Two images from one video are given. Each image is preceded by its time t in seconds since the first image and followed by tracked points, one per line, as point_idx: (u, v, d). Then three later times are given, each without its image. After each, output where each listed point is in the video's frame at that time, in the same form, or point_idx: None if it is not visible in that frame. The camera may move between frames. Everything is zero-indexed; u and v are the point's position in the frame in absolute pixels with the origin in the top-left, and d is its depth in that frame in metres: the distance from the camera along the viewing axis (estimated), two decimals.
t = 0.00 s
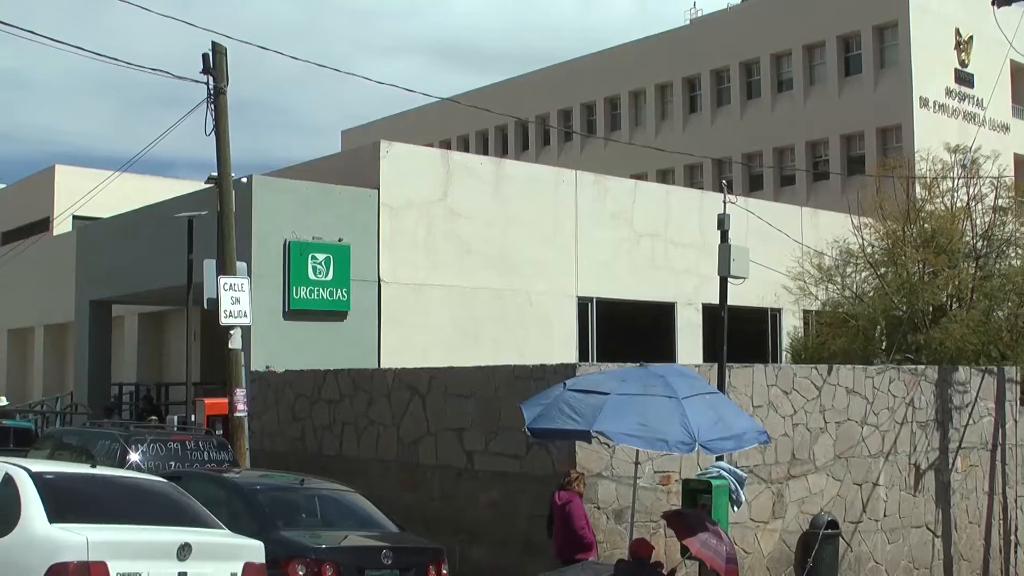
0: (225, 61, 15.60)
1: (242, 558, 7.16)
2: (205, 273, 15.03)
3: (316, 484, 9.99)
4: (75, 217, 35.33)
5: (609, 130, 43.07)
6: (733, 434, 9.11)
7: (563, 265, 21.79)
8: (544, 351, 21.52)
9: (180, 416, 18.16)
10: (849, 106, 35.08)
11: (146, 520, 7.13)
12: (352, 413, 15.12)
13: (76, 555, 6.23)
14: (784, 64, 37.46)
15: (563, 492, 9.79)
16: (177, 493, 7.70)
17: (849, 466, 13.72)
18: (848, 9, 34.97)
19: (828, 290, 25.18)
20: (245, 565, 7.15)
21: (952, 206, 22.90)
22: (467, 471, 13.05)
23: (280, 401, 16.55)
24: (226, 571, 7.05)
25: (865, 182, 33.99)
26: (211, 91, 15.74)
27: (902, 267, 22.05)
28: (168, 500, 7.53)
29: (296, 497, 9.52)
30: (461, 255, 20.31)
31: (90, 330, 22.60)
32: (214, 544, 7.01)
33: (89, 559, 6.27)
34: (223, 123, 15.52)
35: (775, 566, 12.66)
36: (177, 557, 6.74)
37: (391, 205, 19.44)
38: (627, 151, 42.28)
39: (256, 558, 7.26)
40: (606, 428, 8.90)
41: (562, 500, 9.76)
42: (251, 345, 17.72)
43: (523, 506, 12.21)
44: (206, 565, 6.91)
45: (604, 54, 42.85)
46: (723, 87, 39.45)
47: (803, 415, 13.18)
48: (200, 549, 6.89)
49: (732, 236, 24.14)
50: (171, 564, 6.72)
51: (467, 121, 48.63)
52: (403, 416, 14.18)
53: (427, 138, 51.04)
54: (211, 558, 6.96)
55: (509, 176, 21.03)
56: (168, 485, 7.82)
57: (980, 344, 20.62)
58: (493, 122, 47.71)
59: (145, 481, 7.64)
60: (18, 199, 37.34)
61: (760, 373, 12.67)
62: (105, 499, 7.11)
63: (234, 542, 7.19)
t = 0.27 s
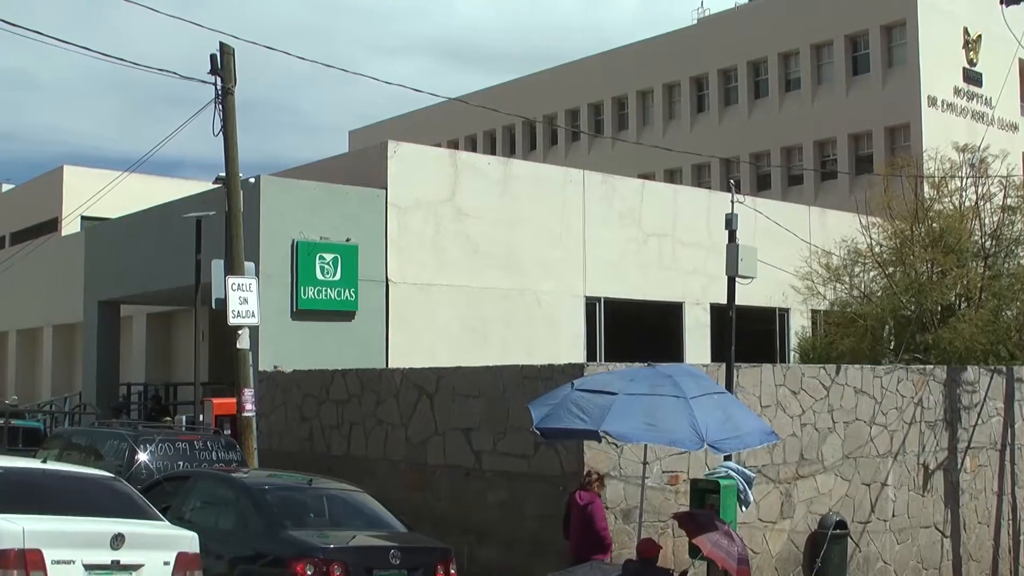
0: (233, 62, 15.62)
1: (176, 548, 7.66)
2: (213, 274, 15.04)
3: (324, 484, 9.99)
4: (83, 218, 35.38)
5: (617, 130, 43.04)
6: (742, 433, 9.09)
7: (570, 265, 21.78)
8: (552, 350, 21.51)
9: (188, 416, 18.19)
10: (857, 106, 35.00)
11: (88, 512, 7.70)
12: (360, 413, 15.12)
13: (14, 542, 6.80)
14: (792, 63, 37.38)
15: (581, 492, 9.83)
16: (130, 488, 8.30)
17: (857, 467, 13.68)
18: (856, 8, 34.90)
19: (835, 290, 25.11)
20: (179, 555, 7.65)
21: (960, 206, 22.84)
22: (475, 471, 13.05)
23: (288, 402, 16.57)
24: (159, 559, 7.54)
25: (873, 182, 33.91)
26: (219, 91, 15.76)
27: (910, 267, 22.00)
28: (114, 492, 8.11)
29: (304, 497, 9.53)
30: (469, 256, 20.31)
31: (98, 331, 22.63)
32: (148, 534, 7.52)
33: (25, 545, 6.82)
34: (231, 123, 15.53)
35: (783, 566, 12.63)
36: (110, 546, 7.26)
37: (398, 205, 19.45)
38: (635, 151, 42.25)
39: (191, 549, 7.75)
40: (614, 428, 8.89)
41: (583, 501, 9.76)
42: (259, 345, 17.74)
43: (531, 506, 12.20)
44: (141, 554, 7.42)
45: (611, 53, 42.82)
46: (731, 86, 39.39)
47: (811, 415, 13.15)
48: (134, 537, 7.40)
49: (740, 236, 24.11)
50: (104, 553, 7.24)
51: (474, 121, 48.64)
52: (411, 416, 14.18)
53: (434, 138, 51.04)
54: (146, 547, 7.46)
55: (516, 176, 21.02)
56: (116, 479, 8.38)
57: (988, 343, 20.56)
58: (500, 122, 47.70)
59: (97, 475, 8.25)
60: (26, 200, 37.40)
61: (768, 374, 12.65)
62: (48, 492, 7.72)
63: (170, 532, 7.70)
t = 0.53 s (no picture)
0: (245, 63, 15.65)
1: (123, 537, 7.78)
2: (225, 274, 15.07)
3: (336, 484, 10.00)
4: (96, 219, 35.49)
5: (628, 130, 43.01)
6: (754, 432, 9.06)
7: (582, 265, 21.77)
8: (564, 350, 21.50)
9: (200, 416, 18.21)
10: (869, 105, 34.91)
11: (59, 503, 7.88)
12: (371, 413, 15.13)
13: None
14: (804, 62, 37.28)
15: (601, 493, 9.90)
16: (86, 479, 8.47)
17: (870, 467, 13.64)
18: (868, 6, 34.78)
19: (848, 290, 25.00)
20: (126, 544, 7.78)
21: (972, 205, 22.76)
22: (487, 471, 13.04)
23: (300, 402, 16.60)
24: (105, 547, 7.67)
25: (885, 181, 33.79)
26: (230, 92, 15.80)
27: (923, 267, 21.92)
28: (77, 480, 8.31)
29: (316, 497, 9.54)
30: (480, 256, 20.31)
31: (111, 331, 22.68)
32: (96, 521, 7.67)
33: None
34: (243, 124, 15.56)
35: (796, 567, 12.59)
36: (56, 535, 7.40)
37: (409, 205, 19.46)
38: (647, 151, 42.22)
39: (139, 537, 7.88)
40: (625, 429, 8.87)
41: (605, 503, 9.77)
42: (271, 345, 17.77)
43: (542, 506, 12.18)
44: (88, 543, 7.55)
45: (622, 53, 42.81)
46: (742, 86, 39.31)
47: (823, 415, 13.12)
48: (80, 525, 7.54)
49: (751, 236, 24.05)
50: (50, 542, 7.38)
51: (486, 121, 48.64)
52: (423, 416, 14.18)
53: (445, 138, 51.05)
54: (91, 536, 7.58)
55: (528, 176, 21.01)
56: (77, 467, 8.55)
57: (1002, 343, 20.45)
58: (512, 122, 47.69)
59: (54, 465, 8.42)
60: (39, 201, 37.54)
61: (780, 374, 12.62)
62: (21, 477, 7.95)
63: (117, 521, 7.83)
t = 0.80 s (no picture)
0: (257, 64, 15.67)
1: (84, 524, 8.67)
2: (239, 274, 15.09)
3: (350, 484, 10.01)
4: (109, 220, 35.59)
5: (641, 129, 42.94)
6: (767, 433, 9.02)
7: (594, 265, 21.74)
8: (576, 350, 21.48)
9: (214, 416, 18.24)
10: (883, 104, 34.77)
11: (35, 493, 8.86)
12: (385, 413, 15.13)
13: None
14: (817, 61, 37.14)
15: (626, 494, 9.88)
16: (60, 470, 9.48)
17: (884, 467, 13.57)
18: (882, 4, 34.64)
19: (862, 289, 24.89)
20: (86, 530, 8.65)
21: (987, 204, 22.67)
22: (500, 471, 13.03)
23: (313, 401, 16.62)
24: (66, 533, 8.57)
25: (898, 181, 33.65)
26: (243, 93, 15.83)
27: (937, 266, 21.82)
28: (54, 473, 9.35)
29: (330, 496, 9.54)
30: (493, 256, 20.32)
31: (125, 331, 22.76)
32: (60, 509, 8.58)
33: None
34: (256, 125, 15.58)
35: (810, 567, 12.53)
36: (19, 521, 8.31)
37: (422, 205, 19.47)
38: (660, 151, 42.14)
39: (99, 524, 8.75)
40: (639, 429, 8.84)
41: (632, 504, 9.73)
42: (284, 346, 17.79)
43: (556, 506, 12.15)
44: (49, 528, 8.45)
45: (635, 53, 42.77)
46: (755, 85, 39.21)
47: (837, 415, 13.06)
48: (43, 514, 8.46)
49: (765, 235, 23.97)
50: (14, 526, 8.29)
51: (498, 121, 48.63)
52: (436, 416, 14.18)
53: (458, 138, 51.06)
54: (53, 523, 8.50)
55: (541, 176, 21.00)
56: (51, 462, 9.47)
57: (1018, 342, 20.32)
58: (524, 122, 47.65)
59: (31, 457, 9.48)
60: (53, 201, 37.70)
61: (794, 374, 12.57)
62: None
63: (78, 508, 8.73)
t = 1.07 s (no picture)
0: (272, 65, 15.71)
1: (57, 512, 9.95)
2: (254, 274, 15.11)
3: (365, 484, 10.03)
4: (125, 221, 35.75)
5: (655, 129, 42.88)
6: (783, 434, 9.00)
7: (609, 265, 21.73)
8: (591, 350, 21.46)
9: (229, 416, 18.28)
10: (898, 102, 34.62)
11: (13, 483, 10.14)
12: (400, 413, 15.14)
13: None
14: (832, 60, 37.00)
15: (651, 494, 9.83)
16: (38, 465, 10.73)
17: (900, 467, 13.51)
18: (898, 3, 34.50)
19: (878, 289, 24.79)
20: (58, 516, 9.92)
21: (1003, 203, 22.57)
22: (516, 471, 13.02)
23: (328, 401, 16.64)
24: (41, 521, 9.84)
25: (914, 180, 33.50)
26: (258, 94, 15.86)
27: (953, 266, 21.76)
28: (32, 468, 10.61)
29: (345, 496, 9.55)
30: (508, 256, 20.31)
31: (141, 331, 22.86)
32: (36, 499, 9.86)
33: None
34: (270, 126, 15.62)
35: (826, 568, 12.47)
36: None
37: (437, 205, 19.48)
38: (675, 151, 42.06)
39: (70, 511, 10.03)
40: (654, 428, 8.81)
41: (663, 502, 9.70)
42: (299, 346, 17.82)
43: (571, 506, 12.12)
44: (23, 515, 9.71)
45: (650, 53, 42.73)
46: (770, 84, 39.10)
47: (853, 415, 13.00)
48: (21, 504, 9.74)
49: (780, 235, 23.89)
50: None
51: (511, 121, 48.61)
52: (451, 416, 14.18)
53: (472, 138, 51.08)
54: (29, 512, 9.76)
55: (556, 176, 20.99)
56: (25, 457, 10.72)
57: None
58: (539, 122, 47.64)
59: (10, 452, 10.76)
60: (69, 203, 37.91)
61: (810, 374, 12.52)
62: None
63: (52, 499, 9.99)
